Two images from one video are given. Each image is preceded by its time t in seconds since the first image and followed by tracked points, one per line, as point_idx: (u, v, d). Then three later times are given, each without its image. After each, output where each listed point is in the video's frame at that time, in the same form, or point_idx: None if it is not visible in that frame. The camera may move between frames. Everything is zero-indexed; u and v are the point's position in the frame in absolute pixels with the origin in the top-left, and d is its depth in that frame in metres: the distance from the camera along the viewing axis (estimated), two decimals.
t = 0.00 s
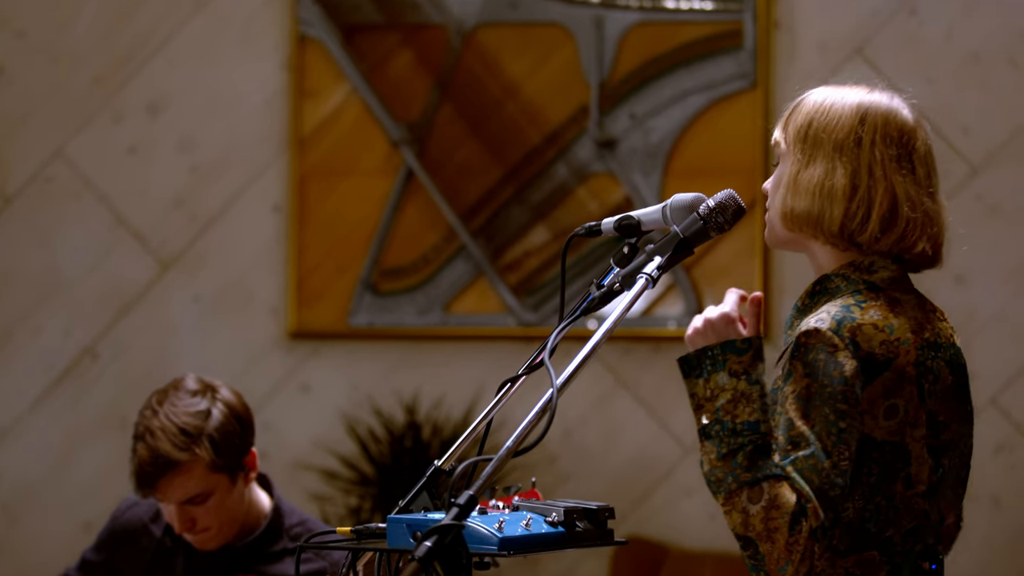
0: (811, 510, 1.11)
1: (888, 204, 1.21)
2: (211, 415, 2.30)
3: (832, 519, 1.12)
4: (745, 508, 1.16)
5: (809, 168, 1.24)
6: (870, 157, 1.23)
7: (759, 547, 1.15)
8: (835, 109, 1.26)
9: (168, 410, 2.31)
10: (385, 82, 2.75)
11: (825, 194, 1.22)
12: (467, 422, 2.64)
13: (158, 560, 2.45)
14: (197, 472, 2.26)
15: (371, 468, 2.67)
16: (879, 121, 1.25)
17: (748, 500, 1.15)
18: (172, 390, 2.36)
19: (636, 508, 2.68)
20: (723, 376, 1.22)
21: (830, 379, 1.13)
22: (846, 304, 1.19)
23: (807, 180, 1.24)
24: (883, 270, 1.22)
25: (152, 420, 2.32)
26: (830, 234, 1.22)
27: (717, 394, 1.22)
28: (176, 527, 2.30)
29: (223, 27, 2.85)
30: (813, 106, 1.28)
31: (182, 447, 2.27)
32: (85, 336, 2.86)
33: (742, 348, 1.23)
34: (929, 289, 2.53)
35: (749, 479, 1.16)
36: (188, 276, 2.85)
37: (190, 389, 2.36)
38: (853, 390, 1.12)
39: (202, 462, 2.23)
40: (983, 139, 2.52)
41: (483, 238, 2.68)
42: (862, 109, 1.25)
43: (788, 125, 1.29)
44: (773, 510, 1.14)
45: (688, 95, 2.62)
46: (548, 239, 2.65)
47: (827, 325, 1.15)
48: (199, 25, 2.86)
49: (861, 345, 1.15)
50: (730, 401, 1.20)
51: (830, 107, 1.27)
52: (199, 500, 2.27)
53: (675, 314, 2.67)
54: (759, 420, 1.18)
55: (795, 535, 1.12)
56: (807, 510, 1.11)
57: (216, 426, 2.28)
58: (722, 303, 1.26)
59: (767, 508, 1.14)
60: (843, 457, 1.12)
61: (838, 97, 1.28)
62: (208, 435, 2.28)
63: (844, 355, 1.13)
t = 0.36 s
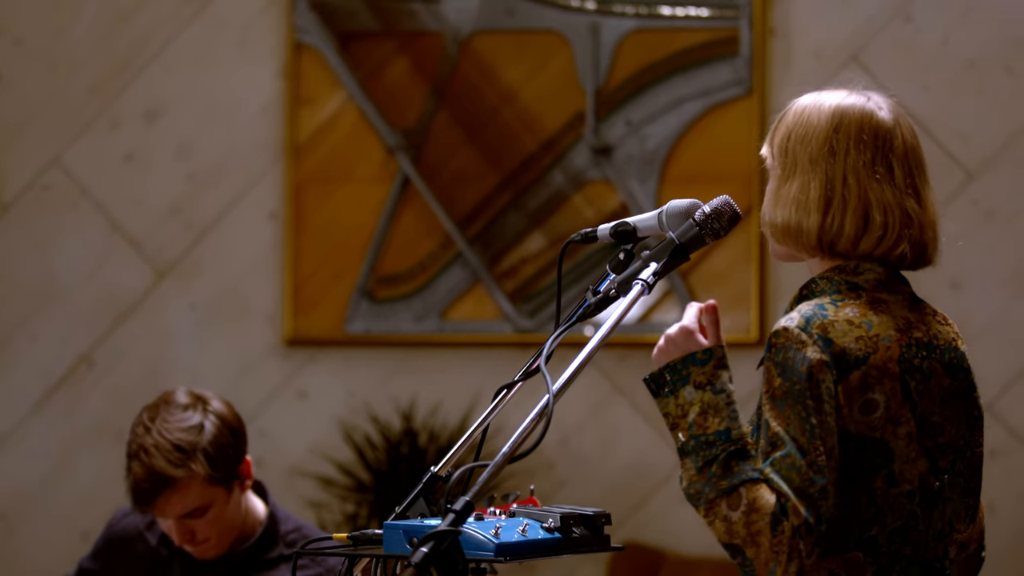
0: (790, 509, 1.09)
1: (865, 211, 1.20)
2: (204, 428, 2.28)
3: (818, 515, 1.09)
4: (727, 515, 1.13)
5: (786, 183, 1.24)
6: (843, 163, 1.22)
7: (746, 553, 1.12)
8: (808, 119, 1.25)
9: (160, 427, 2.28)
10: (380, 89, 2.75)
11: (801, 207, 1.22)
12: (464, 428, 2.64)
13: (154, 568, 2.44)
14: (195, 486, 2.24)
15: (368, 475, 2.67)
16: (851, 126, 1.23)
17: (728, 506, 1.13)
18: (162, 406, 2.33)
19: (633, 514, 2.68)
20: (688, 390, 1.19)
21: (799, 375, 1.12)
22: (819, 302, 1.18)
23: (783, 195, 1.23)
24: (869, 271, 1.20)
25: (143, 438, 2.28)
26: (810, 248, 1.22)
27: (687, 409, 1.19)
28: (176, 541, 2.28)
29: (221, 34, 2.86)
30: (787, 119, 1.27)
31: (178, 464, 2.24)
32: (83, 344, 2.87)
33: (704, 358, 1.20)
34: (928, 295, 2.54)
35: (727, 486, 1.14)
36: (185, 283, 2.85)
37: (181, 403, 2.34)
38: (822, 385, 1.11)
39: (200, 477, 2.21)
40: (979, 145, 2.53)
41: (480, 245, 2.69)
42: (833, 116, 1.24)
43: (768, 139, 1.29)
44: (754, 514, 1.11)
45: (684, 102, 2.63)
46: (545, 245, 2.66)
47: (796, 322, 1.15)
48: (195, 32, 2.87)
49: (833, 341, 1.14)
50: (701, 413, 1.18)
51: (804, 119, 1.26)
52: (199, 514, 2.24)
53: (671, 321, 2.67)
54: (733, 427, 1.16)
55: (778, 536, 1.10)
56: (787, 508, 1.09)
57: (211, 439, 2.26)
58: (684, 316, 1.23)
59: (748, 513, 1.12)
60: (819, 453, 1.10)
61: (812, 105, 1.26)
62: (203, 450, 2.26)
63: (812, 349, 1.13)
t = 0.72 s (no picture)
0: (871, 488, 1.07)
1: (877, 204, 1.19)
2: (202, 428, 2.27)
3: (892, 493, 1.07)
4: (806, 498, 1.09)
5: (791, 187, 1.21)
6: (847, 159, 1.20)
7: (828, 534, 1.08)
8: (801, 117, 1.23)
9: (160, 426, 2.27)
10: (375, 92, 2.75)
11: (814, 208, 1.19)
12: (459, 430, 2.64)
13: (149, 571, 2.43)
14: (193, 486, 2.23)
15: (363, 478, 2.67)
16: (848, 120, 1.21)
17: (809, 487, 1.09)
18: (162, 405, 2.32)
19: (628, 517, 2.67)
20: (752, 373, 1.13)
21: (853, 356, 1.10)
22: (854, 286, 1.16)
23: (793, 197, 1.20)
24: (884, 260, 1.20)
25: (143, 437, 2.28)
26: (828, 248, 1.20)
27: (749, 392, 1.13)
28: (176, 542, 2.27)
29: (217, 37, 2.86)
30: (776, 120, 1.24)
31: (177, 463, 2.24)
32: (78, 348, 2.86)
33: (765, 340, 1.13)
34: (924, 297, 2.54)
35: (805, 468, 1.09)
36: (180, 286, 2.85)
37: (180, 402, 2.33)
38: (876, 365, 1.10)
39: (198, 477, 2.20)
40: (974, 147, 2.53)
41: (475, 249, 2.69)
42: (828, 112, 1.22)
43: (758, 142, 1.26)
44: (836, 494, 1.07)
45: (679, 105, 2.63)
46: (540, 249, 2.66)
47: (840, 305, 1.12)
48: (190, 35, 2.87)
49: (878, 324, 1.12)
50: (765, 396, 1.12)
51: (795, 119, 1.23)
52: (197, 514, 2.23)
53: (666, 324, 2.67)
54: (800, 410, 1.11)
55: (861, 515, 1.07)
56: (867, 486, 1.06)
57: (209, 439, 2.25)
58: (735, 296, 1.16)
59: (829, 493, 1.07)
60: (884, 433, 1.09)
61: (800, 104, 1.24)
62: (202, 449, 2.25)
63: (863, 331, 1.11)
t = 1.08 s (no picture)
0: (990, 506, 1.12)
1: (908, 227, 1.24)
2: (198, 428, 2.26)
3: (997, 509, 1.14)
4: (946, 519, 1.09)
5: (827, 212, 1.24)
6: (880, 183, 1.24)
7: (955, 554, 1.10)
8: (832, 140, 1.25)
9: (155, 425, 2.27)
10: (371, 94, 2.75)
11: (853, 233, 1.22)
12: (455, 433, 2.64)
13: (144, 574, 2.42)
14: (185, 486, 2.22)
15: (358, 481, 2.67)
16: (874, 144, 1.25)
17: (949, 508, 1.08)
18: (157, 404, 2.32)
19: (624, 520, 2.67)
20: (904, 392, 1.09)
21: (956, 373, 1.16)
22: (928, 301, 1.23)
23: (831, 223, 1.23)
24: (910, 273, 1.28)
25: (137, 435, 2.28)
26: (863, 271, 1.23)
27: (894, 411, 1.09)
28: (164, 542, 2.26)
29: (212, 40, 2.86)
30: (803, 141, 1.27)
31: (170, 462, 2.23)
32: (74, 351, 2.86)
33: (916, 359, 1.09)
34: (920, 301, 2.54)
35: (948, 489, 1.08)
36: (176, 289, 2.84)
37: (176, 403, 2.33)
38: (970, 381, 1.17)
39: (189, 476, 2.19)
40: (969, 151, 2.54)
41: (470, 251, 2.69)
42: (857, 135, 1.25)
43: (785, 163, 1.27)
44: (968, 516, 1.10)
45: (674, 107, 2.64)
46: (535, 251, 2.66)
47: (937, 316, 1.19)
48: (186, 38, 2.87)
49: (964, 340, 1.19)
50: (910, 415, 1.09)
51: (825, 141, 1.26)
52: (187, 514, 2.22)
53: (662, 326, 2.67)
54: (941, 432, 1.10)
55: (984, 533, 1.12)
56: (988, 505, 1.12)
57: (204, 440, 2.25)
58: (876, 311, 1.09)
59: (963, 514, 1.10)
60: (983, 447, 1.16)
61: (825, 125, 1.26)
62: (195, 449, 2.24)
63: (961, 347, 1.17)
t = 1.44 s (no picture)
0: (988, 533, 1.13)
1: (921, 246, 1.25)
2: (194, 437, 2.26)
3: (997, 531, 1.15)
4: (947, 550, 1.10)
5: (846, 229, 1.24)
6: (897, 201, 1.24)
7: None
8: (852, 157, 1.25)
9: (152, 435, 2.26)
10: (369, 96, 2.75)
11: (869, 251, 1.23)
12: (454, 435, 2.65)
13: None
14: (185, 495, 2.22)
15: (357, 483, 2.68)
16: (892, 162, 1.25)
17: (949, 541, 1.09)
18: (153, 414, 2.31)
19: (624, 521, 2.67)
20: (922, 432, 1.08)
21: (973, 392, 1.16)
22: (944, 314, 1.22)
23: (848, 240, 1.23)
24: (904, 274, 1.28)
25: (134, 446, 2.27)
26: (875, 288, 1.24)
27: (910, 447, 1.09)
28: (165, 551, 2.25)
29: (210, 41, 2.85)
30: (824, 156, 1.26)
31: (168, 471, 2.22)
32: (73, 353, 2.86)
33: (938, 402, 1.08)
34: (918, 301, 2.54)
35: (952, 523, 1.09)
36: (175, 292, 2.84)
37: (172, 411, 2.32)
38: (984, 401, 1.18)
39: (188, 485, 2.19)
40: (968, 151, 2.54)
41: (469, 253, 2.69)
42: (876, 153, 1.25)
43: (805, 177, 1.27)
44: (967, 546, 1.11)
45: (672, 108, 2.64)
46: (534, 253, 2.66)
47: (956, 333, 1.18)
48: (184, 40, 2.87)
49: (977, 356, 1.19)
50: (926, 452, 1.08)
51: (845, 156, 1.25)
52: (188, 522, 2.22)
53: (661, 327, 2.67)
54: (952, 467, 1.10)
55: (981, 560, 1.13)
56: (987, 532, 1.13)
57: (201, 448, 2.24)
58: (905, 352, 1.07)
59: (962, 545, 1.11)
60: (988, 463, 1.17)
61: (845, 142, 1.26)
62: (193, 458, 2.24)
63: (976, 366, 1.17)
